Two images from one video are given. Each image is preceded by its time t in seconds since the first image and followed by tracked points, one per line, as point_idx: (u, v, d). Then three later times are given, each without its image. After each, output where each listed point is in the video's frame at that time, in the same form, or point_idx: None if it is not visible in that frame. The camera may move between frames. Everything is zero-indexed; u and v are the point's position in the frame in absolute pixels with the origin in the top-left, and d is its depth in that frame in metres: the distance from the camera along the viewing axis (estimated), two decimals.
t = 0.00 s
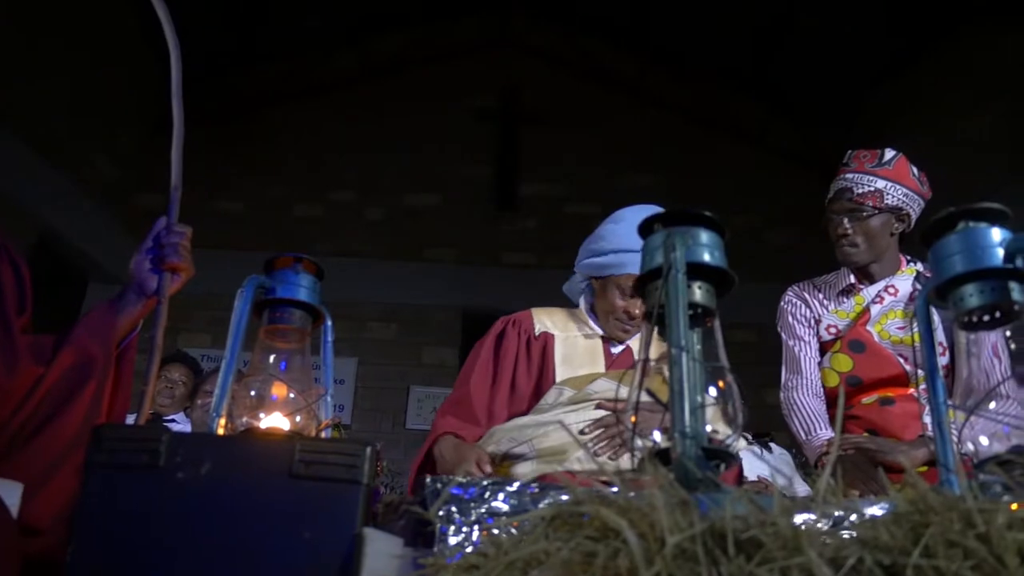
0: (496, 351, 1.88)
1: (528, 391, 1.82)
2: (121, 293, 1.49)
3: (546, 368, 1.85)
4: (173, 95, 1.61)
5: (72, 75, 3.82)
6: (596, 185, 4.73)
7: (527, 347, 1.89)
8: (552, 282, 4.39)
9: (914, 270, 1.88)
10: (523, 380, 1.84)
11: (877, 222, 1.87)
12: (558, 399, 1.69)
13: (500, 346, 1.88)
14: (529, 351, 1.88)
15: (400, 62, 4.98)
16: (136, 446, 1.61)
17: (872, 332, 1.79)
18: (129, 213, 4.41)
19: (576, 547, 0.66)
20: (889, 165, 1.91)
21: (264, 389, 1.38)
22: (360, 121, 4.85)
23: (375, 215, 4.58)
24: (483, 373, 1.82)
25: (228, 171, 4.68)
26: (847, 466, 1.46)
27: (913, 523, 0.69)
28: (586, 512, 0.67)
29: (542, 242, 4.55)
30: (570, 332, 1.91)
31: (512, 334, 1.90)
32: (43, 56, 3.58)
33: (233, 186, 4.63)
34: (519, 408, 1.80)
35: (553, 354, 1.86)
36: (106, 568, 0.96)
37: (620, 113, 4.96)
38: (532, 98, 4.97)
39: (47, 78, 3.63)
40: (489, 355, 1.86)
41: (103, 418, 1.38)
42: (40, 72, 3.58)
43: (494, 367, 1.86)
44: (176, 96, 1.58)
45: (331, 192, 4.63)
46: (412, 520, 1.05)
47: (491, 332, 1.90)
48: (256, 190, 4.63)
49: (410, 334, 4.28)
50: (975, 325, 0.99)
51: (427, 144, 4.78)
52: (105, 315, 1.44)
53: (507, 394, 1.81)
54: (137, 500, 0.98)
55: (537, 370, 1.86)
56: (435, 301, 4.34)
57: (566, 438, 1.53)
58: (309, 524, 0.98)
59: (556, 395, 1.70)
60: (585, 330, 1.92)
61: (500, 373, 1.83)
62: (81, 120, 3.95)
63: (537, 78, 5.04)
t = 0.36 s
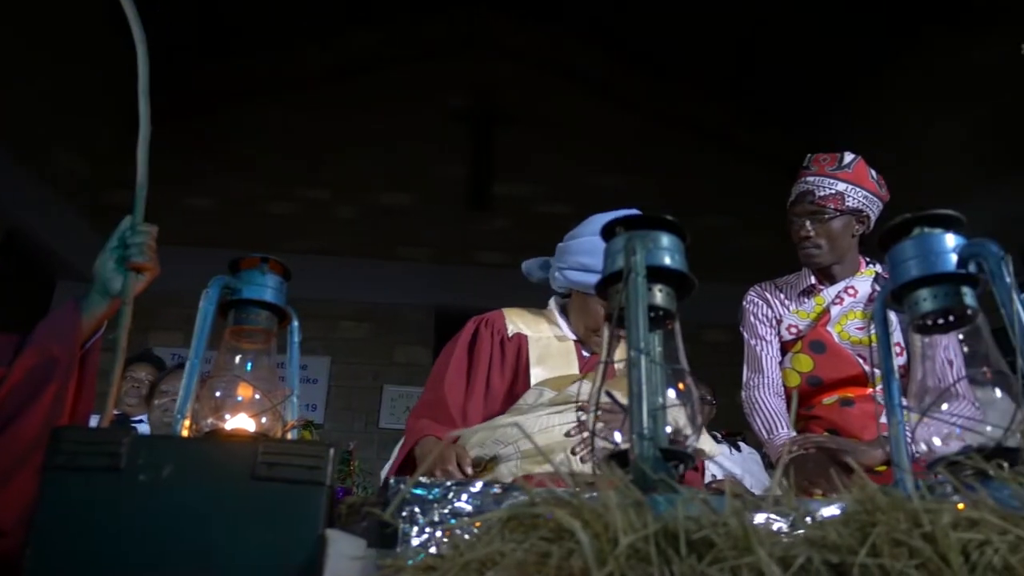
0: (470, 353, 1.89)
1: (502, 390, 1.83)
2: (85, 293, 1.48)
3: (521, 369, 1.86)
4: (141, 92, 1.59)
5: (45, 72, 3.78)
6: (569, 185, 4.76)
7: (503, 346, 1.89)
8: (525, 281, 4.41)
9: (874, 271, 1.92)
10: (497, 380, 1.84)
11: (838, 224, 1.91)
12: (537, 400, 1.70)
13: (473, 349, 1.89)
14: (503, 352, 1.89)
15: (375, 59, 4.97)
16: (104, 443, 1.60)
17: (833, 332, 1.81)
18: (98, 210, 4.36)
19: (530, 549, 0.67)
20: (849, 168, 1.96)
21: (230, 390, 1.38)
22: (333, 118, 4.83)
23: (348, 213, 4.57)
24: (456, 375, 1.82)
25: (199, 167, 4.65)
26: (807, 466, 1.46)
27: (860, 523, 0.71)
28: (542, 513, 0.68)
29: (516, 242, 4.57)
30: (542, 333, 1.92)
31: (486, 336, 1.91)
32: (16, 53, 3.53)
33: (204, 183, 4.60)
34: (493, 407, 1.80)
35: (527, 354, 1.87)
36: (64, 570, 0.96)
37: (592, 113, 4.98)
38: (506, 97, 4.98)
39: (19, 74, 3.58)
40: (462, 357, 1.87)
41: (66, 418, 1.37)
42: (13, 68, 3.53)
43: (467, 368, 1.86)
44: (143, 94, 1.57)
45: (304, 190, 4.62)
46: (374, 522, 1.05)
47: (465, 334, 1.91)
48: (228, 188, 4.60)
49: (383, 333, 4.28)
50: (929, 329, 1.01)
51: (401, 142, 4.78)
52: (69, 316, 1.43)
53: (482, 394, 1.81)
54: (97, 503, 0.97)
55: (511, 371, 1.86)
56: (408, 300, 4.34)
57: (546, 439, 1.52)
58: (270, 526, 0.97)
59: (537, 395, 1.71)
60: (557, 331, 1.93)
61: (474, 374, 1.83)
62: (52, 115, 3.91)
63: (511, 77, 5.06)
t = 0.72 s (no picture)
0: (444, 347, 1.91)
1: (476, 380, 1.84)
2: (59, 282, 1.47)
3: (494, 357, 1.86)
4: (115, 80, 1.59)
5: (24, 58, 3.75)
6: (550, 177, 4.77)
7: (475, 339, 1.90)
8: (505, 273, 4.42)
9: (851, 262, 1.95)
10: (470, 370, 1.85)
11: (813, 217, 1.92)
12: (505, 389, 1.72)
13: (446, 342, 1.90)
14: (477, 344, 1.90)
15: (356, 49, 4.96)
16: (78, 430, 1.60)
17: (812, 324, 1.83)
18: (74, 198, 4.32)
19: (498, 534, 0.67)
20: (823, 160, 1.98)
21: (206, 379, 1.37)
22: (315, 108, 4.81)
23: (329, 203, 4.56)
24: (431, 370, 1.84)
25: (178, 156, 4.62)
26: (784, 456, 1.44)
27: (824, 509, 0.72)
28: (511, 499, 0.69)
29: (497, 233, 4.58)
30: (518, 324, 1.92)
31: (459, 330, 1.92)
32: None
33: (183, 172, 4.57)
34: (464, 399, 1.80)
35: (501, 346, 1.87)
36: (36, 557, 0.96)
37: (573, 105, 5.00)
38: (488, 89, 4.98)
39: None
40: (436, 350, 1.88)
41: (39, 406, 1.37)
42: None
43: (441, 362, 1.88)
44: (117, 82, 1.56)
45: (284, 180, 4.60)
46: (348, 510, 1.05)
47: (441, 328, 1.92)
48: (206, 177, 4.57)
49: (363, 324, 4.27)
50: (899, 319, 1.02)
51: (382, 133, 4.77)
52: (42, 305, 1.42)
53: (453, 386, 1.83)
54: (69, 490, 0.97)
55: (484, 362, 1.87)
56: (388, 293, 4.34)
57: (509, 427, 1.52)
58: (243, 514, 0.97)
59: (503, 383, 1.73)
60: (533, 323, 1.93)
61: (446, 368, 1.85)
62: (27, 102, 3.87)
63: (493, 69, 5.06)
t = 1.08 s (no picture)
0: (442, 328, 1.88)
1: (473, 362, 1.84)
2: (52, 261, 1.47)
3: (493, 342, 1.87)
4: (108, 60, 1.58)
5: (23, 41, 3.74)
6: (548, 163, 4.76)
7: (475, 320, 1.89)
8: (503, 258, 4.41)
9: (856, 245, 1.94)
10: (469, 352, 1.85)
11: (821, 198, 1.92)
12: (513, 370, 1.70)
13: (445, 323, 1.88)
14: (474, 326, 1.89)
15: (354, 35, 4.95)
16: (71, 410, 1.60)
17: (815, 307, 1.83)
18: (70, 183, 4.30)
19: (490, 503, 0.67)
20: (833, 142, 1.97)
21: (201, 358, 1.37)
22: (312, 94, 4.80)
23: (326, 189, 4.55)
24: (430, 349, 1.82)
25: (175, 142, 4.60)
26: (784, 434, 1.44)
27: (817, 479, 0.72)
28: (503, 468, 0.69)
29: (494, 219, 4.57)
30: (512, 306, 1.92)
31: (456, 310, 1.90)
32: None
33: (179, 158, 4.56)
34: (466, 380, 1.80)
35: (498, 328, 1.87)
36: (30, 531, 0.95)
37: (571, 91, 4.99)
38: (485, 75, 4.98)
39: None
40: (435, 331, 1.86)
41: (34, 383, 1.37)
42: None
43: (441, 344, 1.86)
44: (110, 61, 1.55)
45: (281, 166, 4.58)
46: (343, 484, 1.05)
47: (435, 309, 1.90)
48: (203, 163, 4.56)
49: (360, 310, 4.26)
50: (894, 295, 1.02)
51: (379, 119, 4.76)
52: (35, 284, 1.42)
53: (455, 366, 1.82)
54: (62, 464, 0.97)
55: (481, 345, 1.87)
56: (385, 278, 4.33)
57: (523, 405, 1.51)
58: (236, 488, 0.97)
59: (512, 364, 1.70)
60: (527, 304, 1.94)
61: (447, 348, 1.83)
62: (23, 86, 3.86)
63: (491, 55, 5.05)
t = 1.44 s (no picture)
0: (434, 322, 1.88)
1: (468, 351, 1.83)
2: (52, 247, 1.46)
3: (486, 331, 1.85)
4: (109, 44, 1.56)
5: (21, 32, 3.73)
6: (552, 154, 4.74)
7: (467, 310, 1.88)
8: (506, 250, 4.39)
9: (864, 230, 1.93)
10: (462, 342, 1.83)
11: (830, 180, 1.90)
12: (504, 355, 1.65)
13: (437, 316, 1.88)
14: (467, 315, 1.88)
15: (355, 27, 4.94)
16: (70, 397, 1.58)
17: (822, 293, 1.81)
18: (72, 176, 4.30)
19: (495, 478, 0.66)
20: (843, 124, 1.95)
21: (204, 341, 1.36)
22: (314, 86, 4.79)
23: (329, 181, 4.53)
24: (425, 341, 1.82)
25: (177, 134, 4.59)
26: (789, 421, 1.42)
27: (829, 455, 0.71)
28: (509, 444, 0.67)
29: (498, 210, 4.55)
30: (506, 294, 1.91)
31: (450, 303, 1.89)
32: None
33: (181, 150, 4.55)
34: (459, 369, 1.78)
35: (491, 316, 1.85)
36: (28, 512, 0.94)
37: (575, 81, 4.97)
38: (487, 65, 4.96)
39: None
40: (428, 324, 1.86)
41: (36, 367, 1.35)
42: None
43: (434, 335, 1.85)
44: (110, 45, 1.53)
45: (284, 158, 4.57)
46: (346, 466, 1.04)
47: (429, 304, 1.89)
48: (205, 156, 4.55)
49: (363, 302, 4.25)
50: (905, 275, 1.00)
51: (382, 110, 4.75)
52: (37, 270, 1.40)
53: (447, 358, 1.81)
54: (63, 445, 0.96)
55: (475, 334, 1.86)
56: (388, 271, 4.31)
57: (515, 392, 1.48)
58: (240, 468, 0.96)
59: (501, 349, 1.66)
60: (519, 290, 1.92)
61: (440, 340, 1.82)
62: (23, 79, 3.85)
63: (493, 46, 5.03)
